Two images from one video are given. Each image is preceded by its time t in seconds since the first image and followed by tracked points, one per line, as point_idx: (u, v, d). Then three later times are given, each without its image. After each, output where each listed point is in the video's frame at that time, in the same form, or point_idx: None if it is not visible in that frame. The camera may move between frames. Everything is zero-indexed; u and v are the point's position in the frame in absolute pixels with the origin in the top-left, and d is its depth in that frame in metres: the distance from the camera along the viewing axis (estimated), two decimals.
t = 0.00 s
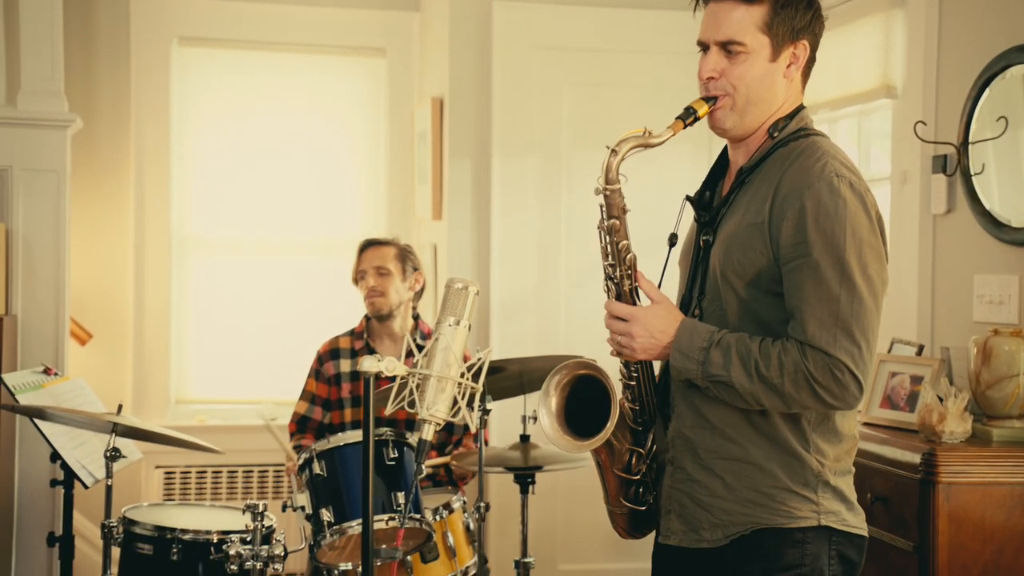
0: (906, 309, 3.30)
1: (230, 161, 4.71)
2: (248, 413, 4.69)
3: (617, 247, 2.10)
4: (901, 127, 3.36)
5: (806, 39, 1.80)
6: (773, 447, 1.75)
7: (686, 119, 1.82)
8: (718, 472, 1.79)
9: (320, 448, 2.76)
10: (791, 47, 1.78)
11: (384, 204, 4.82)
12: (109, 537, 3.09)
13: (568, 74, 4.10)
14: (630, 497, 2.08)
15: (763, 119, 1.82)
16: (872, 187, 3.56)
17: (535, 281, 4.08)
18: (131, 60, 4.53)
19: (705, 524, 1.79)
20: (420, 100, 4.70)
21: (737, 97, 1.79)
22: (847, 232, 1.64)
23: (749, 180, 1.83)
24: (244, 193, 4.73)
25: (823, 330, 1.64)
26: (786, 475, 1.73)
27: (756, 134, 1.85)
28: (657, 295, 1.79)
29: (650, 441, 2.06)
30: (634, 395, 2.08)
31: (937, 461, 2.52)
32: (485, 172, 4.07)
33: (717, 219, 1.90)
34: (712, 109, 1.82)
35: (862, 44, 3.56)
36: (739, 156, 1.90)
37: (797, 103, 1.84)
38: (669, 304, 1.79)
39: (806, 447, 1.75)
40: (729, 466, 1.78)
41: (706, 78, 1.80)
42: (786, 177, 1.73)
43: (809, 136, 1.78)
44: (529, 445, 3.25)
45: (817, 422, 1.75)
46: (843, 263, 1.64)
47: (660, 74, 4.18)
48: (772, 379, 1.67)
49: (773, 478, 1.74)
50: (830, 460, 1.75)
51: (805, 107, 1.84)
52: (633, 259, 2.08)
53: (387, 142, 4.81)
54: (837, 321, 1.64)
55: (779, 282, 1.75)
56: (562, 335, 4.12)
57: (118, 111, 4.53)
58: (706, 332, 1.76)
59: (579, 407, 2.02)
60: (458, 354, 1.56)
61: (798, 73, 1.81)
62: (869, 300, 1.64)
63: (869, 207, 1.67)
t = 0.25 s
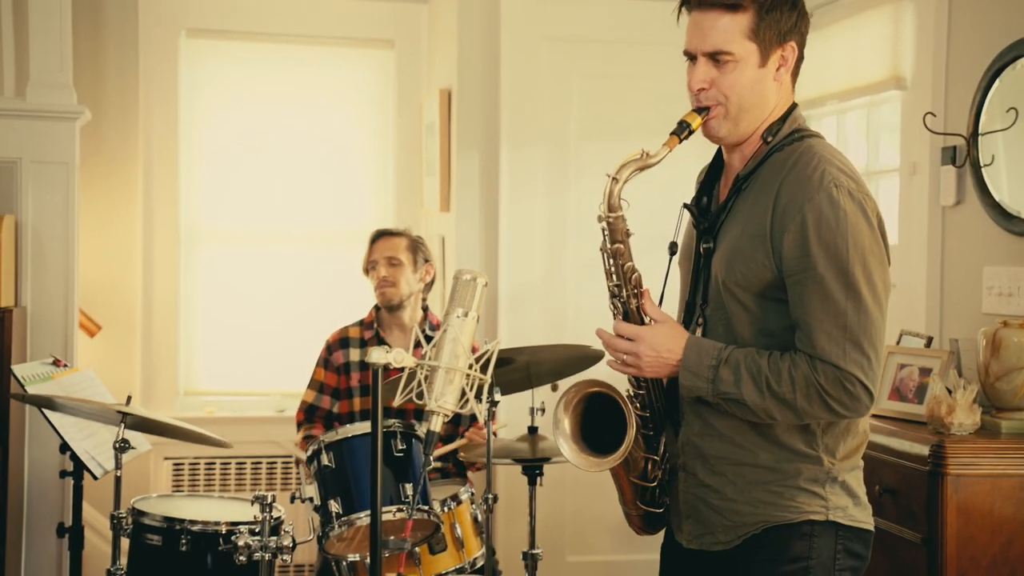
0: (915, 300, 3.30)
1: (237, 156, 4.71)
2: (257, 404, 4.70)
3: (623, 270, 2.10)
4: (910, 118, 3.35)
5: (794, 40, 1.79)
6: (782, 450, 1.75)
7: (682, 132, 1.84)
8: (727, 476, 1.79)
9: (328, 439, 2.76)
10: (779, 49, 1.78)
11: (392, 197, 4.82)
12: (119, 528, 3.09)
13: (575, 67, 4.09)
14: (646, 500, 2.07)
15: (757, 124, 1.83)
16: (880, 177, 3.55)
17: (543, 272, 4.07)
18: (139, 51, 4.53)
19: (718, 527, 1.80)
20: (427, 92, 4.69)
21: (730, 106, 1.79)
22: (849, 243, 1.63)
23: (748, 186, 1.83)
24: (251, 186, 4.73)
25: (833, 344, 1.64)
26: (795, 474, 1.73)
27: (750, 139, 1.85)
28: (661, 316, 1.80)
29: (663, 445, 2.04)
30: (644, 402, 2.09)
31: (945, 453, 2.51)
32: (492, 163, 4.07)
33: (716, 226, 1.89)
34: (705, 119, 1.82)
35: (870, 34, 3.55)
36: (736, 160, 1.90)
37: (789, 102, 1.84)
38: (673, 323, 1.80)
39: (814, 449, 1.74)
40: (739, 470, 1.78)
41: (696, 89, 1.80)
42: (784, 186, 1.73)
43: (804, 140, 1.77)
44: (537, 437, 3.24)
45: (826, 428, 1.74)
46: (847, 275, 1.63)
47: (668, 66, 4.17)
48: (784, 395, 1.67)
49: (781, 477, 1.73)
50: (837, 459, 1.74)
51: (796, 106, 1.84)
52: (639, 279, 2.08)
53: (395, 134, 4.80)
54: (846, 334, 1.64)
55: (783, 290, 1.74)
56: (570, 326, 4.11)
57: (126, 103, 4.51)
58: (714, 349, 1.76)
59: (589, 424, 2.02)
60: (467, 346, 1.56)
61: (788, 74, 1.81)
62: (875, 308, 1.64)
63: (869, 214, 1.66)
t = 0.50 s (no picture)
0: (919, 295, 3.29)
1: (241, 150, 4.72)
2: (262, 398, 4.70)
3: (624, 253, 2.12)
4: (915, 112, 3.34)
5: (794, 25, 1.79)
6: (787, 435, 1.75)
7: (682, 117, 1.84)
8: (731, 461, 1.79)
9: (333, 433, 2.77)
10: (779, 35, 1.78)
11: (396, 191, 4.83)
12: (122, 521, 3.09)
13: (579, 60, 4.09)
14: (649, 486, 2.09)
15: (756, 110, 1.83)
16: (885, 171, 3.55)
17: (547, 266, 4.07)
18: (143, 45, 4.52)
19: (723, 513, 1.80)
20: (431, 86, 4.69)
21: (729, 91, 1.79)
22: (853, 227, 1.64)
23: (750, 172, 1.83)
24: (255, 180, 4.73)
25: (836, 327, 1.65)
26: (800, 460, 1.74)
27: (751, 125, 1.86)
28: (666, 293, 1.79)
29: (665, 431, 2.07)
30: (645, 388, 2.12)
31: (950, 446, 2.51)
32: (496, 157, 4.07)
33: (717, 212, 1.89)
34: (704, 105, 1.82)
35: (875, 29, 3.54)
36: (736, 147, 1.90)
37: (789, 89, 1.85)
38: (678, 301, 1.80)
39: (818, 433, 1.75)
40: (743, 456, 1.78)
41: (695, 75, 1.80)
42: (788, 171, 1.73)
43: (806, 127, 1.77)
44: (541, 430, 3.24)
45: (830, 412, 1.75)
46: (851, 258, 1.64)
47: (671, 60, 4.17)
48: (787, 376, 1.68)
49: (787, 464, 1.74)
50: (842, 444, 1.75)
51: (796, 94, 1.84)
52: (640, 264, 2.10)
53: (398, 127, 4.80)
54: (849, 317, 1.65)
55: (786, 275, 1.75)
56: (574, 321, 4.11)
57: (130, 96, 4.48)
58: (717, 330, 1.76)
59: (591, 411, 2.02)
60: (471, 340, 1.56)
61: (787, 60, 1.81)
62: (877, 292, 1.65)
63: (872, 198, 1.67)
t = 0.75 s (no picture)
0: (927, 289, 3.29)
1: (250, 142, 4.72)
2: (270, 392, 4.71)
3: (637, 224, 2.11)
4: (923, 106, 3.33)
5: (819, 12, 1.79)
6: (795, 422, 1.77)
7: (702, 95, 1.84)
8: (739, 447, 1.81)
9: (341, 426, 2.77)
10: (804, 19, 1.78)
11: (403, 185, 4.83)
12: (132, 514, 3.11)
13: (587, 54, 4.08)
14: (646, 471, 2.11)
15: (777, 94, 1.83)
16: (894, 165, 3.54)
17: (555, 259, 4.07)
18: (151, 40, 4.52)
19: (726, 499, 1.82)
20: (438, 80, 4.69)
21: (751, 73, 1.79)
22: (866, 206, 1.64)
23: (768, 155, 1.84)
24: (263, 173, 4.74)
25: (843, 303, 1.66)
26: (807, 448, 1.75)
27: (770, 110, 1.86)
28: (674, 268, 1.79)
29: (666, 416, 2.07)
30: (649, 369, 2.11)
31: (958, 441, 2.51)
32: (504, 151, 4.08)
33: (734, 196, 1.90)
34: (726, 85, 1.83)
35: (883, 22, 3.53)
36: (755, 133, 1.91)
37: (811, 79, 1.85)
38: (683, 279, 1.80)
39: (826, 421, 1.76)
40: (750, 441, 1.80)
41: (719, 54, 1.81)
42: (807, 152, 1.74)
43: (827, 112, 1.78)
44: (549, 424, 3.24)
45: (837, 397, 1.77)
46: (862, 236, 1.65)
47: (679, 53, 4.16)
48: (789, 350, 1.69)
49: (793, 450, 1.75)
50: (847, 432, 1.77)
51: (818, 82, 1.84)
52: (652, 237, 2.10)
53: (405, 120, 4.81)
54: (856, 294, 1.66)
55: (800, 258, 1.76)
56: (582, 315, 4.11)
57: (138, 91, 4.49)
58: (721, 305, 1.76)
59: (596, 381, 2.00)
60: (478, 333, 1.56)
61: (811, 47, 1.81)
62: (886, 272, 1.66)
63: (888, 181, 1.68)
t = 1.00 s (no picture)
0: (940, 281, 3.28)
1: (263, 136, 4.73)
2: (281, 384, 4.73)
3: (657, 223, 2.12)
4: (936, 98, 3.32)
5: (844, 10, 1.79)
6: (810, 419, 1.77)
7: (725, 93, 1.83)
8: (754, 442, 1.81)
9: (353, 419, 2.78)
10: (829, 18, 1.78)
11: (415, 178, 4.83)
12: (145, 507, 3.14)
13: (599, 46, 4.07)
14: (662, 467, 2.11)
15: (799, 92, 1.83)
16: (907, 158, 3.53)
17: (566, 252, 4.07)
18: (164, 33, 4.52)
19: (741, 494, 1.82)
20: (450, 73, 4.69)
21: (775, 71, 1.79)
22: (891, 209, 1.66)
23: (784, 152, 1.85)
24: (276, 167, 4.75)
25: (873, 306, 1.67)
26: (822, 444, 1.75)
27: (790, 107, 1.86)
28: (698, 268, 1.81)
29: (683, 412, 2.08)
30: (666, 365, 2.11)
31: (972, 434, 2.52)
32: (516, 144, 4.08)
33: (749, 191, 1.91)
34: (749, 83, 1.82)
35: (896, 14, 3.52)
36: (771, 129, 1.91)
37: (831, 76, 1.85)
38: (709, 278, 1.81)
39: (841, 417, 1.77)
40: (764, 436, 1.80)
41: (743, 52, 1.80)
42: (825, 152, 1.75)
43: (843, 109, 1.79)
44: (561, 417, 3.25)
45: (852, 395, 1.77)
46: (888, 239, 1.67)
47: (691, 46, 4.15)
48: (819, 353, 1.71)
49: (807, 446, 1.76)
50: (863, 429, 1.77)
51: (837, 80, 1.85)
52: (672, 236, 2.10)
53: (417, 114, 4.81)
54: (885, 297, 1.68)
55: (820, 256, 1.78)
56: (593, 308, 4.11)
57: (151, 85, 4.51)
58: (751, 305, 1.78)
59: (611, 380, 2.00)
60: (491, 326, 1.56)
61: (834, 45, 1.82)
62: (912, 275, 1.68)
63: (908, 181, 1.69)
